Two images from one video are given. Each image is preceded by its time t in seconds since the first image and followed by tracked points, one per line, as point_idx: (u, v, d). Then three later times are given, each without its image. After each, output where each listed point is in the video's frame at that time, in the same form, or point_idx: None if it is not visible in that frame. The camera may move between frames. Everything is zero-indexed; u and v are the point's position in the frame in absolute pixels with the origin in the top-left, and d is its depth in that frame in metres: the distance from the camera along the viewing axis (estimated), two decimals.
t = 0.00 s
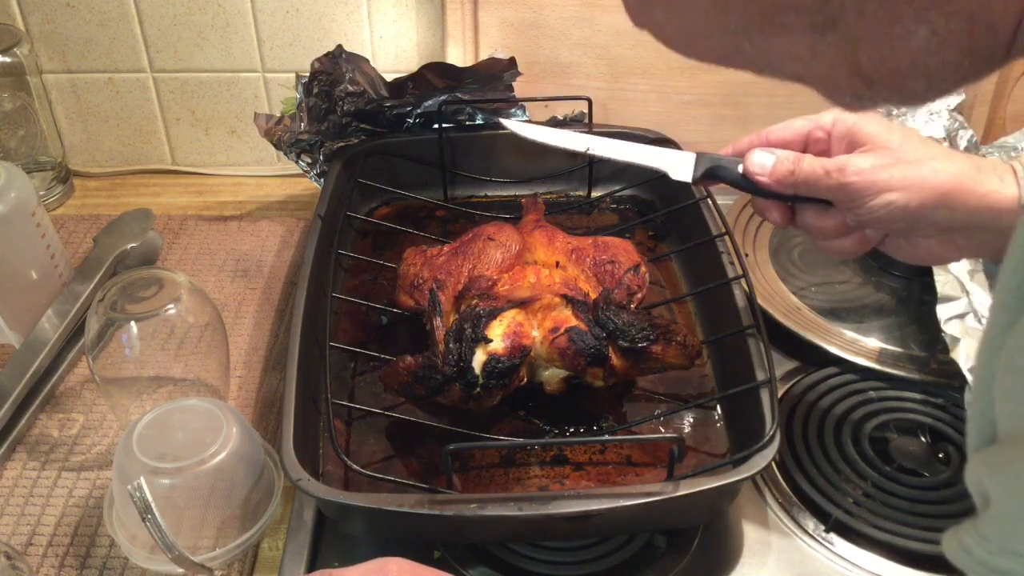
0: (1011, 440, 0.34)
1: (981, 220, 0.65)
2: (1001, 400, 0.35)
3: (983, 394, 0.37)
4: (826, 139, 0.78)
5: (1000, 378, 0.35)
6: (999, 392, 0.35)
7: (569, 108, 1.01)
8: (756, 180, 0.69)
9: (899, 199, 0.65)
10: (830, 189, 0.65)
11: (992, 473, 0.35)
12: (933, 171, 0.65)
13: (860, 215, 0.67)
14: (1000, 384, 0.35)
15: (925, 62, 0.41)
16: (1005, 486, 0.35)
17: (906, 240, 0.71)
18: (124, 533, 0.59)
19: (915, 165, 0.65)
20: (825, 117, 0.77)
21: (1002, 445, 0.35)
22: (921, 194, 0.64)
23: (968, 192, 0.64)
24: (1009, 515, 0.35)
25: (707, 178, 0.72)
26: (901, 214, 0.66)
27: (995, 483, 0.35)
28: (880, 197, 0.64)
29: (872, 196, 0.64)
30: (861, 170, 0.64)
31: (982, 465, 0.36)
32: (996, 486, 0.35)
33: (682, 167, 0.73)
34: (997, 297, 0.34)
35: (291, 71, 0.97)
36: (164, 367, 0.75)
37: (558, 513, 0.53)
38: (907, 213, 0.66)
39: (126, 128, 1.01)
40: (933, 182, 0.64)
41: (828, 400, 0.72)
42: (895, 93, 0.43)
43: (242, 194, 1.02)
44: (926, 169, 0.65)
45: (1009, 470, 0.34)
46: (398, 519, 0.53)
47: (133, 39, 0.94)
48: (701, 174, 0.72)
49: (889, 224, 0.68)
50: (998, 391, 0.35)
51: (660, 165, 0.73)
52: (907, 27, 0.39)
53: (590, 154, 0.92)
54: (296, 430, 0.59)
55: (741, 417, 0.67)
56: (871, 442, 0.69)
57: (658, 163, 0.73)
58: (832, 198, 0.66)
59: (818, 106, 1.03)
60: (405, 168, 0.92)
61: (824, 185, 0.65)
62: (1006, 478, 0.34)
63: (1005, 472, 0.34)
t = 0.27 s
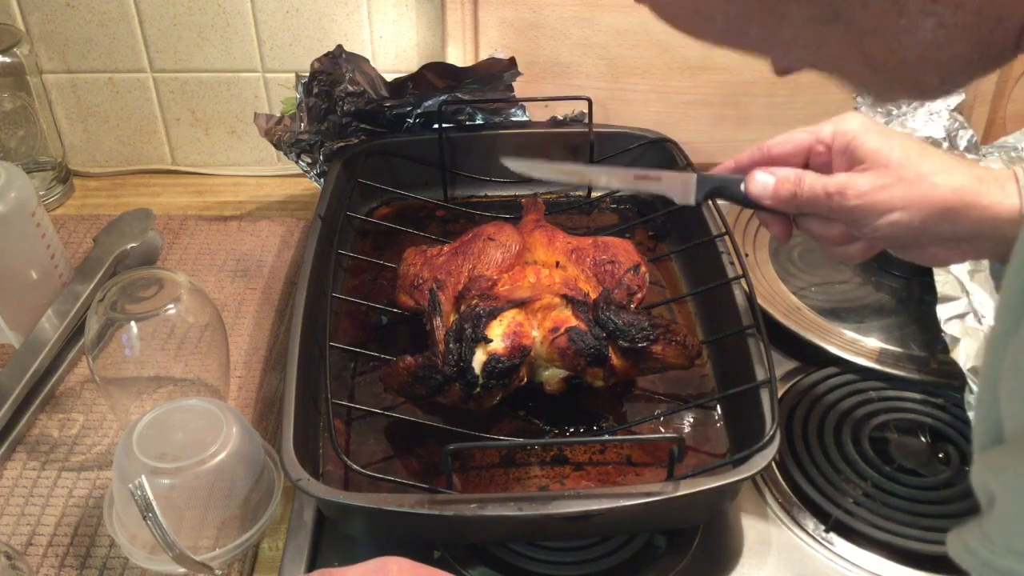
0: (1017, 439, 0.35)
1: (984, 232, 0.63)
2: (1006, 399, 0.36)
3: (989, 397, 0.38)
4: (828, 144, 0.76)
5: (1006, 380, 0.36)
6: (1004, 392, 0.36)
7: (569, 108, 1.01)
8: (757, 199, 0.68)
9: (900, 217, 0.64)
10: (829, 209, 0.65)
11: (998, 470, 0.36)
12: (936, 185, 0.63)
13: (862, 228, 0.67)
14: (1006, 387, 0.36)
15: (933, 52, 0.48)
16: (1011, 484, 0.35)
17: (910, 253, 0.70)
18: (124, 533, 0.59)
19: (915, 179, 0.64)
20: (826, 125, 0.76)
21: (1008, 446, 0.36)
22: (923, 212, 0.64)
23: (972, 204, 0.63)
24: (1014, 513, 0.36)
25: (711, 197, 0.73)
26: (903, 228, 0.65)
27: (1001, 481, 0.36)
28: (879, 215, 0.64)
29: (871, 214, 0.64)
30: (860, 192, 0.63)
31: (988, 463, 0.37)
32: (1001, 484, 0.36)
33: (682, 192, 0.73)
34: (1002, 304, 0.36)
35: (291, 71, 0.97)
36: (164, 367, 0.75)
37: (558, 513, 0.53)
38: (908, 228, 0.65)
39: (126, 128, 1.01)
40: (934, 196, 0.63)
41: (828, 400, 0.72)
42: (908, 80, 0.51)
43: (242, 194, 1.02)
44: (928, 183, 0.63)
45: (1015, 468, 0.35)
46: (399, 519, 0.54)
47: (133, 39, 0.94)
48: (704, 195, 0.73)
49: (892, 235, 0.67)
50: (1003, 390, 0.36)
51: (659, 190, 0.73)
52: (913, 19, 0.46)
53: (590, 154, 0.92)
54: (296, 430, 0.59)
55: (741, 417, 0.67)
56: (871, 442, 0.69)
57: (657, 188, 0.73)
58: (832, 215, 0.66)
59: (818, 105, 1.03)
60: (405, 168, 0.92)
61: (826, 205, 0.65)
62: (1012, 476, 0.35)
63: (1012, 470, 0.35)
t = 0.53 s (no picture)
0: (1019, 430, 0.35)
1: (981, 228, 0.65)
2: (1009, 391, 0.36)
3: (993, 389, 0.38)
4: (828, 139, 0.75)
5: (1009, 369, 0.36)
6: (1006, 383, 0.36)
7: (569, 108, 1.01)
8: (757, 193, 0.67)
9: (898, 214, 0.65)
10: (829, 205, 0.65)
11: (1000, 461, 0.36)
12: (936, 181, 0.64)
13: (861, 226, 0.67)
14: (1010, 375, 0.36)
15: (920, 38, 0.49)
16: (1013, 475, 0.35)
17: (911, 250, 0.71)
18: (124, 533, 0.59)
19: (915, 175, 0.64)
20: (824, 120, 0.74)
21: (1011, 437, 0.36)
22: (922, 208, 0.64)
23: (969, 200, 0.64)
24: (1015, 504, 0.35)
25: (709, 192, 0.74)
26: (902, 226, 0.66)
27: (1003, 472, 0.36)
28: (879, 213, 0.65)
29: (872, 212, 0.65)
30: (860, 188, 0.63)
31: (992, 455, 0.37)
32: (1004, 475, 0.36)
33: (681, 185, 0.75)
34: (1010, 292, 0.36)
35: (291, 71, 0.97)
36: (164, 367, 0.75)
37: (558, 513, 0.53)
38: (908, 225, 0.66)
39: (126, 128, 1.01)
40: (933, 192, 0.64)
41: (829, 400, 0.72)
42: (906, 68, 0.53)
43: (242, 194, 1.02)
44: (927, 179, 0.64)
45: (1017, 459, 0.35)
46: (399, 519, 0.54)
47: (133, 39, 0.94)
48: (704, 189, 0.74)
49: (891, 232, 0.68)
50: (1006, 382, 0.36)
51: (659, 183, 0.75)
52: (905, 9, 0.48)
53: (590, 154, 0.92)
54: (296, 430, 0.59)
55: (741, 418, 0.67)
56: (871, 442, 0.69)
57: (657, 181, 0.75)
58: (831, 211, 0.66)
59: (818, 105, 1.03)
60: (404, 168, 0.92)
61: (825, 201, 0.65)
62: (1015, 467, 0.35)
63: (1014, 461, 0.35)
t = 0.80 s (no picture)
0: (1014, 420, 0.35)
1: (984, 230, 0.64)
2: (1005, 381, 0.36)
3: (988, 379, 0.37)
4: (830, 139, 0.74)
5: (1005, 359, 0.35)
6: (1003, 373, 0.36)
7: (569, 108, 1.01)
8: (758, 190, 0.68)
9: (897, 214, 0.64)
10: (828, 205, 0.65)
11: (995, 452, 0.36)
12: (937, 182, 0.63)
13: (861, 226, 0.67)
14: (1007, 366, 0.35)
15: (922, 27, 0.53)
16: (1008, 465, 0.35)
17: (913, 250, 0.70)
18: (124, 533, 0.59)
19: (914, 177, 0.64)
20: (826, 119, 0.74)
21: (1006, 428, 0.36)
22: (921, 210, 0.64)
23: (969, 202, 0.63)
24: (1010, 493, 0.35)
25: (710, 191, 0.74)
26: (903, 226, 0.65)
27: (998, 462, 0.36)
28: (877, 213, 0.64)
29: (870, 213, 0.65)
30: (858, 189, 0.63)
31: (987, 446, 0.37)
32: (999, 466, 0.36)
33: (683, 184, 0.75)
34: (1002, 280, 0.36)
35: (291, 71, 0.97)
36: (164, 367, 0.75)
37: (558, 513, 0.53)
38: (908, 226, 0.65)
39: (126, 128, 1.01)
40: (932, 194, 0.63)
41: (829, 401, 0.72)
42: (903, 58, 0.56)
43: (242, 194, 1.02)
44: (926, 180, 0.64)
45: (1014, 450, 0.35)
46: (399, 519, 0.54)
47: (133, 39, 0.94)
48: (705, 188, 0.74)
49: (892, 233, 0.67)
50: (1003, 373, 0.36)
51: (661, 182, 0.75)
52: None
53: (590, 154, 0.92)
54: (296, 430, 0.59)
55: (741, 418, 0.67)
56: (871, 442, 0.69)
57: (659, 180, 0.75)
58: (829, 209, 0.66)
59: (818, 105, 1.03)
60: (404, 168, 0.92)
61: (825, 200, 0.65)
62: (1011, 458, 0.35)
63: (1010, 452, 0.35)
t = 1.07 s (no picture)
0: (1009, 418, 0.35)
1: (968, 249, 0.66)
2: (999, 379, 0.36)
3: (980, 378, 0.37)
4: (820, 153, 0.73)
5: (998, 358, 0.36)
6: (996, 373, 0.36)
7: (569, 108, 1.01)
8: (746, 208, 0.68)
9: (885, 238, 0.66)
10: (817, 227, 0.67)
11: (988, 451, 0.36)
12: (927, 208, 0.65)
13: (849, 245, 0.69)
14: (1000, 365, 0.36)
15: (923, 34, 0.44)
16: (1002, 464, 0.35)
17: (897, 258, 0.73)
18: (124, 533, 0.59)
19: (904, 201, 0.65)
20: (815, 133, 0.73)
21: (999, 427, 0.36)
22: (908, 235, 0.66)
23: (956, 224, 0.65)
24: (1005, 492, 0.35)
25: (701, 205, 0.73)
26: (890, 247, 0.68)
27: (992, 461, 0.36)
28: (865, 237, 0.67)
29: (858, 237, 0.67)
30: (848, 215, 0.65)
31: (981, 446, 0.37)
32: (993, 464, 0.36)
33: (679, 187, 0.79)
34: (996, 280, 0.36)
35: (291, 71, 0.97)
36: (164, 367, 0.75)
37: (558, 513, 0.53)
38: (894, 248, 0.68)
39: (126, 128, 1.01)
40: (920, 220, 0.65)
41: (829, 400, 0.72)
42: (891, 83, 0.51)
43: (242, 194, 1.02)
44: (917, 206, 0.65)
45: (1007, 447, 0.35)
46: (398, 519, 0.54)
47: (133, 39, 0.94)
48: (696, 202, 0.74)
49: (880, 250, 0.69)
50: (995, 371, 0.36)
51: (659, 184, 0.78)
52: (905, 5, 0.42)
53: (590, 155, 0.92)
54: (295, 430, 0.59)
55: (741, 418, 0.67)
56: (871, 442, 0.69)
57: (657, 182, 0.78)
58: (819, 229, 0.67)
59: (818, 105, 1.03)
60: (404, 168, 0.92)
61: (814, 222, 0.66)
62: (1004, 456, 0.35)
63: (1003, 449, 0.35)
